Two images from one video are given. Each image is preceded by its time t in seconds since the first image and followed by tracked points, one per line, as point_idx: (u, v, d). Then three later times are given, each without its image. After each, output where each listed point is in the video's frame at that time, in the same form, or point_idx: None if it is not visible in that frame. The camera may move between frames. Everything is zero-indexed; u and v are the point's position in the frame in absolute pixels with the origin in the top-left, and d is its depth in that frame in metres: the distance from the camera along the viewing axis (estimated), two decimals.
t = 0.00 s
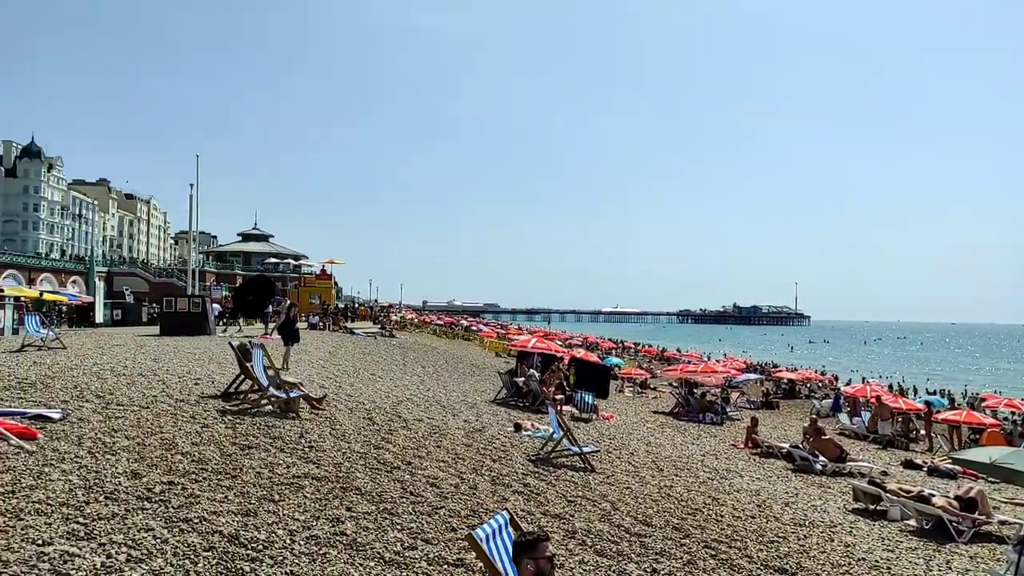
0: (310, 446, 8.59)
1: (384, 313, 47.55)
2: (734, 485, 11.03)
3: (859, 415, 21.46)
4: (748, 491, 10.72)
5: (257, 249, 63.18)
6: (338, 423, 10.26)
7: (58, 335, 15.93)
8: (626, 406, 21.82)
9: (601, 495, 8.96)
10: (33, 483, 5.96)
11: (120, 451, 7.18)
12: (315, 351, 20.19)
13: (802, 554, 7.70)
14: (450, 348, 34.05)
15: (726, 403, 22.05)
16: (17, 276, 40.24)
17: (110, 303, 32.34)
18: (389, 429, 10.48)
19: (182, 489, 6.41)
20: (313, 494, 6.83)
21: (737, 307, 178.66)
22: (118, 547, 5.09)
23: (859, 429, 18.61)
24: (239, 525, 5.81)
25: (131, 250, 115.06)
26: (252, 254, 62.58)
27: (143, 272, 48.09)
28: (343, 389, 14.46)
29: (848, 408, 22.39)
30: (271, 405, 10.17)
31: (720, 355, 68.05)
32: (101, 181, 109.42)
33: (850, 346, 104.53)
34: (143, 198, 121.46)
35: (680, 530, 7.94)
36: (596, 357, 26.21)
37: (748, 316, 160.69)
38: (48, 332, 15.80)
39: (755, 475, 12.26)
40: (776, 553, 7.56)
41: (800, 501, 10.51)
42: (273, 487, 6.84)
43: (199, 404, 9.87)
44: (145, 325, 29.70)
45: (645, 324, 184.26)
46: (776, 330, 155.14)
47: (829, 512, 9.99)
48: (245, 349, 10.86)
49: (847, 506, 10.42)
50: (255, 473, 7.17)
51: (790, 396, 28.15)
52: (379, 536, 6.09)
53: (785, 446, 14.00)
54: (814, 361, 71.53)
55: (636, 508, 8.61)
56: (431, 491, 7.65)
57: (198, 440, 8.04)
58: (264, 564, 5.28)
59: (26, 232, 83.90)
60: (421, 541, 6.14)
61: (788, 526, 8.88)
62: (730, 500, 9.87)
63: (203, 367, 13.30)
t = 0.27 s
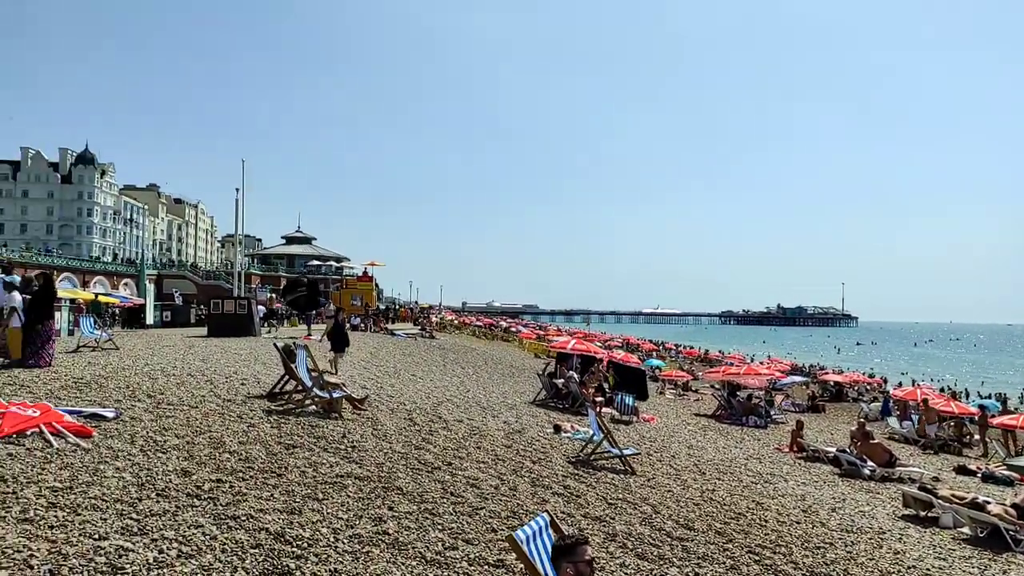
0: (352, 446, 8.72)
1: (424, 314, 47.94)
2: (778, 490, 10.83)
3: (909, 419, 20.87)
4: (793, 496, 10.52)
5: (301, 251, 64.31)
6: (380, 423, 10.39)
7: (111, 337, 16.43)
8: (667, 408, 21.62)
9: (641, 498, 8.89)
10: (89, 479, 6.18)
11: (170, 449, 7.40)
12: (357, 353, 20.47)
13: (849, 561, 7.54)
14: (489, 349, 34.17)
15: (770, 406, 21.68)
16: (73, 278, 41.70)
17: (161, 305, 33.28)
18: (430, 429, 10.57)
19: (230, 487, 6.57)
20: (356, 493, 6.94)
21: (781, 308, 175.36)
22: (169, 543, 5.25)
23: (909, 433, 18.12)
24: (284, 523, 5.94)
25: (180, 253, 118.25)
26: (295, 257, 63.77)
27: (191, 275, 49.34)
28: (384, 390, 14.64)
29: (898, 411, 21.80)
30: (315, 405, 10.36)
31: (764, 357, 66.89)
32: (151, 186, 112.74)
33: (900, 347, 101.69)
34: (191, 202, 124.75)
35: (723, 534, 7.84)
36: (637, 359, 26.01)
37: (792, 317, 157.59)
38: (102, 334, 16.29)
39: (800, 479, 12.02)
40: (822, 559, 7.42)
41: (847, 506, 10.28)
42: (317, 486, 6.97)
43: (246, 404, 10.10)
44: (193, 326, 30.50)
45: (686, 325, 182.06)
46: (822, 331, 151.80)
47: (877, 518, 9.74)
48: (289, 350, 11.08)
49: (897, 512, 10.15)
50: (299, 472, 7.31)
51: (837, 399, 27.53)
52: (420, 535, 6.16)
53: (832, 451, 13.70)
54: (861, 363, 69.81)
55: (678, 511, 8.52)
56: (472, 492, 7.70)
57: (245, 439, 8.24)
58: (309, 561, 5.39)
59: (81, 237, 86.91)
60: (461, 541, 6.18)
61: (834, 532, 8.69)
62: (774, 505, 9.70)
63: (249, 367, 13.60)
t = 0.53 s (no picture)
0: (394, 445, 8.82)
1: (465, 315, 48.18)
2: (825, 494, 10.60)
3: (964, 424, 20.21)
4: (840, 501, 10.29)
5: (343, 252, 65.28)
6: (421, 423, 10.49)
7: (162, 335, 16.91)
8: (709, 410, 21.33)
9: (683, 501, 8.80)
10: (142, 474, 6.39)
11: (219, 446, 7.59)
12: (398, 352, 20.70)
13: (898, 569, 7.34)
14: (529, 350, 34.19)
15: (817, 408, 21.23)
16: (126, 279, 43.10)
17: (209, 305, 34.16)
18: (470, 430, 10.63)
19: (276, 484, 6.72)
20: (399, 492, 7.02)
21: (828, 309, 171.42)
22: (219, 538, 5.39)
23: (963, 438, 17.55)
24: (329, 519, 6.05)
25: (227, 255, 121.13)
26: (338, 258, 64.80)
27: (238, 276, 50.57)
28: (425, 389, 14.77)
29: (951, 415, 21.13)
30: (358, 404, 10.51)
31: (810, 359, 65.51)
32: (200, 190, 115.77)
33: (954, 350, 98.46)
34: (238, 205, 127.70)
35: (768, 539, 7.71)
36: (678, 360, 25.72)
37: (839, 318, 154.00)
38: (153, 333, 16.79)
39: (847, 484, 11.74)
40: (870, 567, 7.24)
41: (897, 512, 10.00)
42: (360, 484, 7.08)
43: (291, 403, 10.30)
44: (240, 326, 31.23)
45: (729, 326, 179.44)
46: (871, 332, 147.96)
47: (929, 525, 9.46)
48: (333, 349, 11.25)
49: (950, 519, 9.85)
50: (343, 470, 7.43)
51: (887, 402, 26.81)
52: (461, 535, 6.20)
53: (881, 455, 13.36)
54: (912, 365, 67.81)
55: (721, 515, 8.41)
56: (512, 492, 7.72)
57: (291, 437, 8.40)
58: (352, 558, 5.47)
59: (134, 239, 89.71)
60: (502, 541, 6.21)
61: (883, 538, 8.46)
62: (820, 510, 9.49)
63: (294, 366, 13.85)
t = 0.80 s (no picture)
0: (431, 444, 8.89)
1: (501, 314, 48.29)
2: (869, 498, 10.37)
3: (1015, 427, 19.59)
4: (884, 505, 10.06)
5: (380, 252, 65.98)
6: (458, 422, 10.55)
7: (206, 334, 17.30)
8: (748, 412, 21.03)
9: (723, 504, 8.70)
10: (188, 470, 6.55)
11: (261, 443, 7.75)
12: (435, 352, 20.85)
13: None
14: (566, 350, 34.16)
15: (861, 410, 20.78)
16: (171, 279, 44.21)
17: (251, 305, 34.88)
18: (507, 429, 10.66)
19: (316, 481, 6.83)
20: (436, 490, 7.07)
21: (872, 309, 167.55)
22: (261, 533, 5.50)
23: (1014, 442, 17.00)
24: (368, 517, 6.12)
25: (268, 255, 123.38)
26: (376, 258, 65.55)
27: (278, 276, 51.51)
28: (461, 389, 14.85)
29: (1002, 419, 20.48)
30: (396, 403, 10.62)
31: (854, 360, 64.04)
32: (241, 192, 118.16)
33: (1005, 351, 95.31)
34: (278, 206, 129.98)
35: (810, 543, 7.57)
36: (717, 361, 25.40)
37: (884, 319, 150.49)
38: (197, 332, 17.19)
39: (892, 488, 11.47)
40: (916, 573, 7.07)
41: (944, 517, 9.74)
42: (397, 482, 7.15)
43: (330, 401, 10.46)
44: (280, 325, 31.81)
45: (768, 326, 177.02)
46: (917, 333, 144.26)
47: (979, 531, 9.17)
48: (371, 349, 11.38)
49: (1000, 526, 9.55)
50: (382, 469, 7.52)
51: (934, 405, 26.11)
52: (498, 534, 6.22)
53: (927, 459, 13.02)
54: (961, 367, 65.91)
55: (761, 519, 8.28)
56: (549, 492, 7.72)
57: (330, 435, 8.54)
58: (391, 555, 5.53)
59: (178, 240, 91.95)
60: (539, 541, 6.22)
61: (930, 544, 8.24)
62: (864, 514, 9.29)
63: (333, 365, 14.05)
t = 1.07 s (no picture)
0: (463, 444, 8.91)
1: (531, 315, 48.28)
2: (909, 503, 10.14)
3: None
4: (925, 509, 9.82)
5: (412, 253, 66.47)
6: (489, 423, 10.57)
7: (241, 335, 17.59)
8: (783, 413, 20.71)
9: (757, 507, 8.58)
10: (224, 468, 6.67)
11: (295, 442, 7.86)
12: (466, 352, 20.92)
13: None
14: (597, 351, 34.03)
15: (900, 413, 20.33)
16: (208, 280, 45.06)
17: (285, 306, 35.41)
18: (538, 430, 10.65)
19: (349, 480, 6.89)
20: (467, 490, 7.10)
21: (911, 309, 163.76)
22: (295, 531, 5.58)
23: None
24: (400, 516, 6.17)
25: (301, 257, 125.08)
26: (407, 259, 66.04)
27: (312, 277, 52.21)
28: (492, 390, 14.88)
29: None
30: (428, 403, 10.67)
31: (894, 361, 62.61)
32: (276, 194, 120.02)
33: None
34: (312, 208, 131.70)
35: (847, 548, 7.42)
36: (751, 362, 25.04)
37: (924, 319, 146.94)
38: (233, 333, 17.48)
39: (933, 492, 11.19)
40: None
41: (988, 523, 9.47)
42: (429, 481, 7.19)
43: (363, 401, 10.57)
44: (314, 326, 32.23)
45: (803, 327, 174.19)
46: (959, 333, 140.62)
47: None
48: (403, 350, 11.46)
49: None
50: (414, 468, 7.57)
51: (976, 407, 25.42)
52: (529, 534, 6.22)
53: (970, 463, 12.68)
54: (1005, 368, 64.08)
55: (796, 522, 8.14)
56: (581, 493, 7.69)
57: (363, 435, 8.63)
58: (423, 554, 5.57)
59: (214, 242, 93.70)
60: (571, 542, 6.20)
61: (973, 551, 8.02)
62: (904, 519, 9.07)
63: (365, 365, 14.19)
